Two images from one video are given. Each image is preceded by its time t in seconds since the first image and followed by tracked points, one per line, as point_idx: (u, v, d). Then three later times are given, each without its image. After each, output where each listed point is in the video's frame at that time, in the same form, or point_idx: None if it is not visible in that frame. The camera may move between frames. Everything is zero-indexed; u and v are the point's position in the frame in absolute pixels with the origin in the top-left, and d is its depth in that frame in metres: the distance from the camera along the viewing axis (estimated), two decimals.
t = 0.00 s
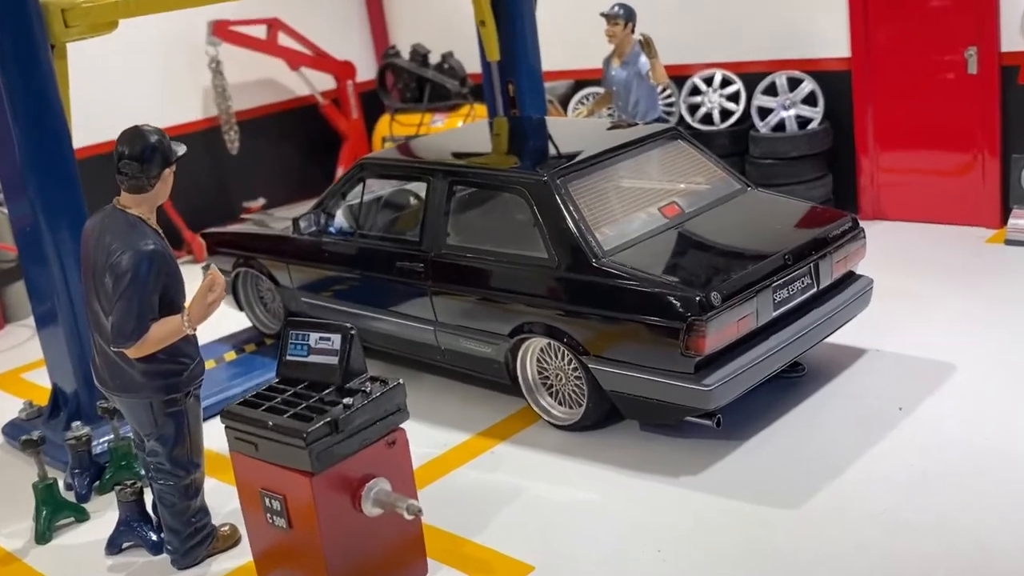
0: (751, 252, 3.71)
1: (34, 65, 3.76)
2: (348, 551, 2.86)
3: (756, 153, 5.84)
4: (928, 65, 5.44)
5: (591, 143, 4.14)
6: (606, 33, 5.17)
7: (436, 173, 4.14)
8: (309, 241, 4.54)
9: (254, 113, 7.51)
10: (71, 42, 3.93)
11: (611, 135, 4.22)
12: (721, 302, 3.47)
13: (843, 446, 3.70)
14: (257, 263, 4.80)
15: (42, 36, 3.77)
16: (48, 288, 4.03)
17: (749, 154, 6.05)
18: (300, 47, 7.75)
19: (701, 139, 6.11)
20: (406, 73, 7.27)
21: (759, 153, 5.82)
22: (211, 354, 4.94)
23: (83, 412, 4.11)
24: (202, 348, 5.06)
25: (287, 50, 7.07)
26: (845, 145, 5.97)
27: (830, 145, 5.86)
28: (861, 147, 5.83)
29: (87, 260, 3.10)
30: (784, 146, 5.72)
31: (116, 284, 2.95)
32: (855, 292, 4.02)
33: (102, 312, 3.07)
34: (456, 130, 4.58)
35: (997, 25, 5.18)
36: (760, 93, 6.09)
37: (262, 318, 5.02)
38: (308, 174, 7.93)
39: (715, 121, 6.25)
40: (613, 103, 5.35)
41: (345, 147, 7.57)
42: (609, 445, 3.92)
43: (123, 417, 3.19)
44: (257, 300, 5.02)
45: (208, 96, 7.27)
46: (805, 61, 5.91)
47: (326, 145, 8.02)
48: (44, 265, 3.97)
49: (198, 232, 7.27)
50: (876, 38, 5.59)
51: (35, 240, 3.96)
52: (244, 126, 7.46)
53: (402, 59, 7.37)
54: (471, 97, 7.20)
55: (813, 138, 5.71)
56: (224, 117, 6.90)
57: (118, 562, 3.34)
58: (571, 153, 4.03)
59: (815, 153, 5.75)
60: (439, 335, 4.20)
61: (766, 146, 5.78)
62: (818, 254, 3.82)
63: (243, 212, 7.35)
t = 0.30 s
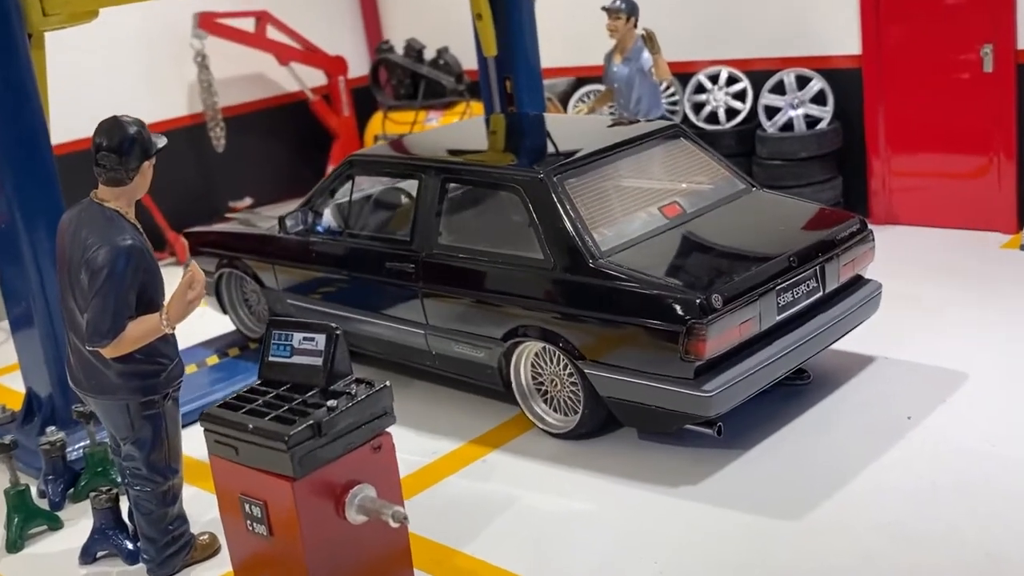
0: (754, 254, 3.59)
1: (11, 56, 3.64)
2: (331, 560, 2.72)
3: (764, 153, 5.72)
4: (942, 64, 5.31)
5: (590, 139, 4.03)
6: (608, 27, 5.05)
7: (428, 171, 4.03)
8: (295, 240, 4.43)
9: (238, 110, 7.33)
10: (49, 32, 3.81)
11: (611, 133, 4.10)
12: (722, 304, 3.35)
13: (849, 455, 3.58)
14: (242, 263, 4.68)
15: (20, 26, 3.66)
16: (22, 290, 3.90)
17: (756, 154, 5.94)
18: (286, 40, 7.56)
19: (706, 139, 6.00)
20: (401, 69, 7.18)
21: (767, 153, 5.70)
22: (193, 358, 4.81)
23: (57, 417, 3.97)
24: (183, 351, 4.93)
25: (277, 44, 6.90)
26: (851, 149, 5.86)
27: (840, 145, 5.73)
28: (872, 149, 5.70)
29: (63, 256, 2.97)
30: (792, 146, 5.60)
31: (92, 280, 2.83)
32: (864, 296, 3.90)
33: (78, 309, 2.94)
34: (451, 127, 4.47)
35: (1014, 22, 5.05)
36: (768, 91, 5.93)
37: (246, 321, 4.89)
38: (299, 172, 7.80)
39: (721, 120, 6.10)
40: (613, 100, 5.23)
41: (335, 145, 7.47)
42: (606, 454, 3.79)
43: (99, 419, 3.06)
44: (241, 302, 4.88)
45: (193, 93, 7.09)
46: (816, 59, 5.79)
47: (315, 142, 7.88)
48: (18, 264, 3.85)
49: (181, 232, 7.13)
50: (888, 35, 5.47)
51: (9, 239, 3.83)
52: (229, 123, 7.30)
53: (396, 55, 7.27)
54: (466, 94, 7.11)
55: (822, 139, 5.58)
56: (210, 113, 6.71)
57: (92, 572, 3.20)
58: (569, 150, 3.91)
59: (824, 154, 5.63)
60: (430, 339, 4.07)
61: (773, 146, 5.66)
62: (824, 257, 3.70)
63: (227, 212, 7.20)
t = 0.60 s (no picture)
0: (760, 255, 3.44)
1: None
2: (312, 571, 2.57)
3: (775, 151, 5.55)
4: (962, 59, 5.12)
5: (592, 132, 3.89)
6: (612, 18, 4.89)
7: (421, 164, 3.90)
8: (281, 236, 4.29)
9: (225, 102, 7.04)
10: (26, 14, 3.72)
11: (613, 126, 3.96)
12: (726, 306, 3.20)
13: (859, 467, 3.42)
14: (226, 260, 4.53)
15: None
16: None
17: (766, 152, 5.74)
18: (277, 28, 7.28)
19: (715, 135, 5.83)
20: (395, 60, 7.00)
21: (779, 150, 5.52)
22: (173, 359, 4.66)
23: (30, 418, 3.82)
24: (164, 352, 4.78)
25: (264, 32, 6.66)
26: (862, 151, 5.70)
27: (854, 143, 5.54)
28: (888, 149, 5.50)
29: (36, 248, 2.83)
30: (805, 143, 5.43)
31: (64, 274, 2.68)
32: (877, 301, 3.75)
33: (50, 304, 2.80)
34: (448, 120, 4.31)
35: None
36: (780, 86, 5.76)
37: (229, 320, 4.74)
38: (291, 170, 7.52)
39: (731, 115, 5.92)
40: (618, 95, 5.05)
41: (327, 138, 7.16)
42: (606, 462, 3.63)
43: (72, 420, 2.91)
44: (224, 300, 4.72)
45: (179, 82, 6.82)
46: (830, 52, 5.62)
47: (305, 134, 7.55)
48: None
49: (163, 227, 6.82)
50: (906, 29, 5.28)
51: None
52: (216, 112, 7.01)
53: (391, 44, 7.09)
54: (464, 86, 6.95)
55: (835, 137, 5.41)
56: (195, 104, 6.51)
57: None
58: (569, 144, 3.77)
59: (838, 152, 5.44)
60: (421, 341, 3.93)
61: (786, 144, 5.48)
62: (834, 259, 3.56)
63: (211, 207, 6.92)
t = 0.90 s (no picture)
0: (768, 251, 3.35)
1: None
2: (301, 569, 2.46)
3: (787, 148, 5.47)
4: (983, 56, 5.04)
5: (596, 123, 3.80)
6: (620, 8, 4.82)
7: (419, 155, 3.80)
8: (272, 227, 4.20)
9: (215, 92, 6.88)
10: None
11: (619, 118, 3.86)
12: (733, 303, 3.10)
13: (870, 470, 3.32)
14: (215, 252, 4.42)
15: None
16: None
17: (777, 149, 5.66)
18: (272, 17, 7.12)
19: (724, 131, 5.75)
20: (393, 51, 6.90)
21: (791, 148, 5.45)
22: (161, 355, 4.56)
23: (10, 412, 3.72)
24: (150, 348, 4.68)
25: (257, 20, 6.47)
26: (872, 151, 5.62)
27: (870, 141, 5.44)
28: (905, 150, 5.41)
29: (19, 233, 2.73)
30: (817, 141, 5.34)
31: (47, 258, 2.58)
32: (889, 300, 3.65)
33: (32, 290, 2.70)
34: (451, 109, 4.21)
35: None
36: (793, 81, 5.68)
37: (218, 315, 4.64)
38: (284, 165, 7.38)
39: (741, 110, 5.87)
40: (625, 89, 4.96)
41: (321, 131, 7.07)
42: (607, 464, 3.53)
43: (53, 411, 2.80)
44: (213, 295, 4.63)
45: (168, 71, 6.65)
46: (846, 46, 5.51)
47: (300, 126, 7.42)
48: None
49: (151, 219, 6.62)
50: (924, 26, 5.19)
51: None
52: (207, 104, 6.85)
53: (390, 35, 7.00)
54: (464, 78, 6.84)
55: (851, 134, 5.31)
56: (184, 93, 6.38)
57: None
58: (574, 135, 3.67)
59: (851, 150, 5.35)
60: (416, 337, 3.83)
61: (797, 141, 5.40)
62: (846, 257, 3.47)
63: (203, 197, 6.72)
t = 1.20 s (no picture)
0: (776, 239, 3.26)
1: None
2: (291, 557, 2.36)
3: (800, 143, 5.40)
4: (1001, 54, 4.96)
5: (603, 108, 3.72)
6: None
7: (418, 138, 3.72)
8: (266, 212, 4.12)
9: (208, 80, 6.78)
10: None
11: (627, 103, 3.78)
12: (739, 291, 3.01)
13: (882, 466, 3.23)
14: (206, 239, 4.33)
15: None
16: None
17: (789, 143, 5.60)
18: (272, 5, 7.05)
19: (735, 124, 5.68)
20: (393, 40, 6.82)
21: (804, 143, 5.39)
22: (149, 345, 4.47)
23: None
24: (138, 338, 4.59)
25: (258, 7, 6.43)
26: (889, 145, 5.56)
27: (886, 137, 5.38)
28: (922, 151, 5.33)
29: (5, 206, 2.64)
30: (831, 135, 5.28)
31: (33, 231, 2.49)
32: (904, 295, 3.56)
33: (17, 264, 2.61)
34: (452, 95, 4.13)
35: None
36: (807, 73, 5.59)
37: (208, 304, 4.55)
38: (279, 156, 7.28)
39: (753, 103, 5.77)
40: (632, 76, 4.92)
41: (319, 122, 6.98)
42: (608, 458, 3.42)
43: (36, 391, 2.71)
44: (203, 284, 4.53)
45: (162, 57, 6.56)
46: (863, 39, 5.46)
47: (295, 116, 7.35)
48: None
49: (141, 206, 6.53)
50: (941, 24, 5.13)
51: None
52: (200, 92, 6.75)
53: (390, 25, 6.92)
54: (467, 68, 6.77)
55: (867, 128, 5.25)
56: (178, 80, 6.34)
57: (20, 566, 2.85)
58: (580, 120, 3.59)
59: (867, 145, 5.28)
60: (413, 325, 3.73)
61: (812, 135, 5.34)
62: (858, 248, 3.37)
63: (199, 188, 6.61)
